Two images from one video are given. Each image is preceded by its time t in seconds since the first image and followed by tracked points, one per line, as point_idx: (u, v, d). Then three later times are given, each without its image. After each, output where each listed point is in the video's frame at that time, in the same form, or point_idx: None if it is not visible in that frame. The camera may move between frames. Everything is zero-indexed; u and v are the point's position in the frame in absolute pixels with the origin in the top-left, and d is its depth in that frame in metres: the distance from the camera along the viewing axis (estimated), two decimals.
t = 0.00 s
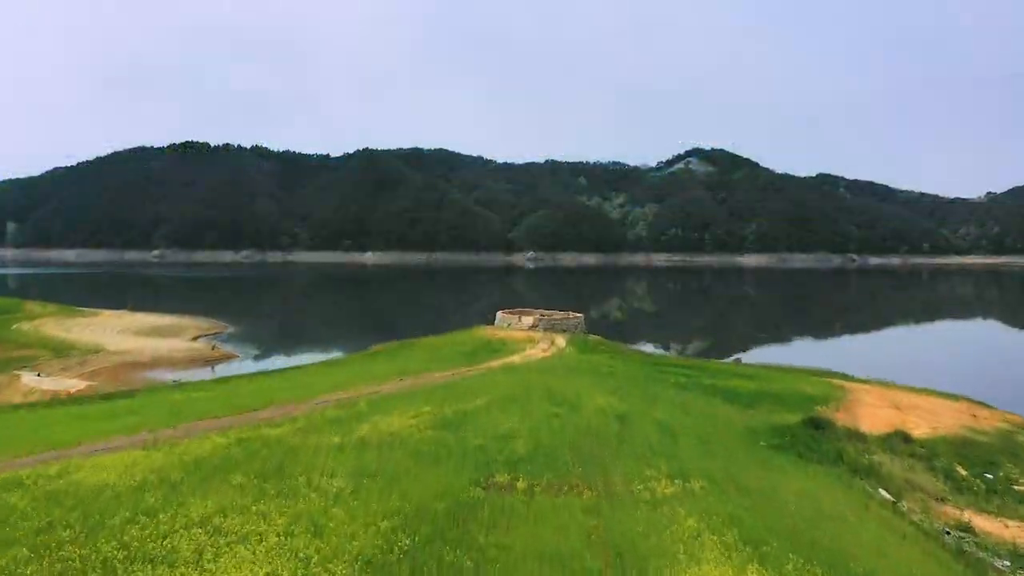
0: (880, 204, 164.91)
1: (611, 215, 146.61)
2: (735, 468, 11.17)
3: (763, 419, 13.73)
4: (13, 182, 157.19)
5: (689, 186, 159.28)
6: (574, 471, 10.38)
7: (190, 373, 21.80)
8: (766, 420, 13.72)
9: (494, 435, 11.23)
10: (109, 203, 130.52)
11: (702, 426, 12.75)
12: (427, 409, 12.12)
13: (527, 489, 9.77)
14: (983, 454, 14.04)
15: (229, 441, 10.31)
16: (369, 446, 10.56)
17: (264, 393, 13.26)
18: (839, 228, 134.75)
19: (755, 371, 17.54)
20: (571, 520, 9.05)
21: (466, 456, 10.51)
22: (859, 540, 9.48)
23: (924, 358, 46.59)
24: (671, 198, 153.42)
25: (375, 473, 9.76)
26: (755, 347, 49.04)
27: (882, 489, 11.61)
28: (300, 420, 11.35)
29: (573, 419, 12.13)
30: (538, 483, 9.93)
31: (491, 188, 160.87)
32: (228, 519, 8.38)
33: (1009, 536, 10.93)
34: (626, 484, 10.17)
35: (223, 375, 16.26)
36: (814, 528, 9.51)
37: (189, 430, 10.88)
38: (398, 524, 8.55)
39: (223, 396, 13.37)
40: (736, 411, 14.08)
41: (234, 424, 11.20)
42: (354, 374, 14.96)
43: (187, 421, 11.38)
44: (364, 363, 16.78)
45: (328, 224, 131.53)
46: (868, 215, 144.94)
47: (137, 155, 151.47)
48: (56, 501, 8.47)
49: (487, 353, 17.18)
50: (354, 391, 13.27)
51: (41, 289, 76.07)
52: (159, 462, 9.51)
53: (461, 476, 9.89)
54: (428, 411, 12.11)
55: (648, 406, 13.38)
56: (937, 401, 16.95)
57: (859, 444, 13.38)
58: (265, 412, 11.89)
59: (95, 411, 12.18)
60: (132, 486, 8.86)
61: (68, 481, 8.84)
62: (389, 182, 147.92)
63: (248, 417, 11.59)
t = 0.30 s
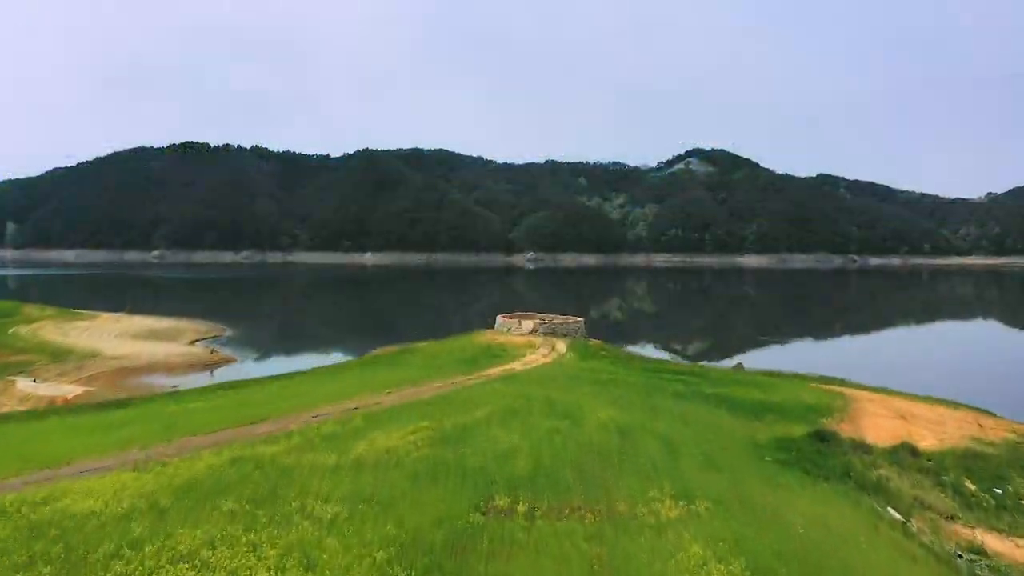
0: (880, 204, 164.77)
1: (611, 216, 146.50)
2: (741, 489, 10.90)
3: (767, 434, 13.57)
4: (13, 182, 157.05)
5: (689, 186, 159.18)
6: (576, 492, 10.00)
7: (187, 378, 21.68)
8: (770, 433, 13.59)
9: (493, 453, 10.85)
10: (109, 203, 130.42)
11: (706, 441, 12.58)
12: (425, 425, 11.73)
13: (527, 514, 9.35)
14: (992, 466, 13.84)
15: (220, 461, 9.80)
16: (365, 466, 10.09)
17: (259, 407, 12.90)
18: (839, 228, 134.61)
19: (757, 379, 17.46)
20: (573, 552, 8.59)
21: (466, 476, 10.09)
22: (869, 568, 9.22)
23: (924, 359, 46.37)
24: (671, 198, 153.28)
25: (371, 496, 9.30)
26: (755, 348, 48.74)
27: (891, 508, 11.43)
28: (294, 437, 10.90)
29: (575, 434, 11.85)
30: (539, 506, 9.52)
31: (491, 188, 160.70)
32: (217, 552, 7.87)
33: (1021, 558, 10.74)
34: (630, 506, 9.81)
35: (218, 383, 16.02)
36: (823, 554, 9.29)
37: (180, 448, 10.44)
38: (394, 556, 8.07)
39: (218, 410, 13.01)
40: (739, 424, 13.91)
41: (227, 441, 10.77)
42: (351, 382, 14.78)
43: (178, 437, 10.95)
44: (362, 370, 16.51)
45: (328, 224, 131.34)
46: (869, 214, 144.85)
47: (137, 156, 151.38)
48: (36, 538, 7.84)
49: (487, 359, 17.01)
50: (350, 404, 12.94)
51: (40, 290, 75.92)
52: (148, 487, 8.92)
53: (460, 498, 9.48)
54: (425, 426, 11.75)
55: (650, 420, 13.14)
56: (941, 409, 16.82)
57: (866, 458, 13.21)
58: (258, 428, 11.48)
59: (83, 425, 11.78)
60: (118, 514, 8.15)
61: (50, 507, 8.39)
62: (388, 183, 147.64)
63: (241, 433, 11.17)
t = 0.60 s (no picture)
0: (880, 205, 164.69)
1: (611, 216, 146.59)
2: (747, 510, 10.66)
3: (770, 448, 13.42)
4: (13, 183, 156.69)
5: (689, 186, 159.04)
6: (579, 515, 9.74)
7: (184, 384, 21.44)
8: (772, 446, 13.48)
9: (494, 473, 10.52)
10: (109, 203, 130.26)
11: (707, 456, 12.41)
12: (424, 441, 11.45)
13: (528, 539, 9.03)
14: (999, 479, 13.67)
15: (213, 482, 9.49)
16: (362, 487, 9.80)
17: (261, 416, 12.72)
18: (839, 228, 134.65)
19: (758, 387, 17.42)
20: None
21: (466, 497, 9.81)
22: None
23: (926, 360, 46.11)
24: (671, 198, 153.25)
25: (367, 520, 9.01)
26: (756, 349, 48.63)
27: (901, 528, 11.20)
28: (290, 454, 10.61)
29: (576, 450, 11.59)
30: (541, 529, 9.26)
31: (491, 188, 160.56)
32: None
33: None
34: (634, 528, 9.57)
35: (214, 392, 15.80)
36: None
37: (173, 467, 10.16)
38: None
39: (213, 424, 12.73)
40: (743, 436, 13.77)
41: (221, 459, 10.49)
42: (349, 394, 14.54)
43: (171, 454, 10.67)
44: (361, 379, 16.29)
45: (328, 225, 131.20)
46: (869, 215, 144.88)
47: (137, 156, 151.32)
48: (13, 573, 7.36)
49: (488, 367, 16.83)
50: (347, 416, 12.68)
51: (40, 291, 75.49)
52: (138, 511, 8.60)
53: (459, 521, 9.22)
54: (424, 442, 11.48)
55: (652, 434, 12.94)
56: (945, 418, 16.72)
57: (871, 472, 13.08)
58: (253, 444, 11.20)
59: (75, 440, 11.48)
60: (104, 543, 7.85)
61: (31, 534, 7.93)
62: (388, 183, 147.56)
63: (236, 449, 10.89)
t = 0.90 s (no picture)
0: (881, 205, 164.41)
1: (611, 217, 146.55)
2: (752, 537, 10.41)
3: (776, 463, 13.12)
4: (14, 183, 156.82)
5: (689, 187, 158.76)
6: (579, 542, 9.49)
7: (182, 390, 21.33)
8: (779, 462, 13.15)
9: (492, 494, 10.20)
10: (109, 204, 130.35)
11: (713, 474, 12.08)
12: (422, 458, 11.09)
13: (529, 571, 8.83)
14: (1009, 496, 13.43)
15: (203, 508, 9.15)
16: (358, 511, 9.44)
17: (255, 432, 12.37)
18: (839, 228, 134.43)
19: (764, 397, 17.17)
20: None
21: (465, 522, 9.51)
22: None
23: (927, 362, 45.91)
24: (671, 198, 153.13)
25: (362, 551, 8.69)
26: (755, 350, 48.46)
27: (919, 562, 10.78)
28: (284, 474, 10.27)
29: (578, 469, 11.26)
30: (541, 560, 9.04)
31: (491, 188, 160.31)
32: None
33: None
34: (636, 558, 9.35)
35: (209, 400, 15.56)
36: None
37: (164, 489, 9.83)
38: None
39: (205, 439, 12.37)
40: (748, 453, 13.45)
41: (213, 480, 10.14)
42: (347, 405, 14.25)
43: (161, 474, 10.31)
44: (359, 388, 16.01)
45: (327, 225, 130.97)
46: (869, 215, 144.63)
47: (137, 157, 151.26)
48: None
49: (488, 375, 16.57)
50: (344, 431, 12.32)
51: (39, 292, 75.54)
52: (126, 543, 8.28)
53: (456, 552, 8.95)
54: (423, 458, 11.14)
55: (655, 449, 12.62)
56: (954, 430, 16.45)
57: (881, 488, 12.71)
58: (247, 462, 10.85)
59: (65, 457, 11.16)
60: None
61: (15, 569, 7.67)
62: (388, 184, 147.43)
63: (229, 468, 10.53)
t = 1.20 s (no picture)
0: (881, 206, 164.63)
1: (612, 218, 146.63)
2: (781, 544, 9.81)
3: (783, 477, 12.77)
4: (15, 186, 157.15)
5: (689, 188, 158.83)
6: (608, 539, 8.81)
7: (179, 397, 21.18)
8: (786, 476, 12.79)
9: (495, 495, 9.77)
10: (109, 205, 130.52)
11: (720, 487, 11.67)
12: (421, 467, 10.67)
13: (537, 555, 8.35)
14: None
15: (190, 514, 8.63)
16: (357, 507, 8.94)
17: (246, 450, 11.92)
18: (839, 228, 134.43)
19: (766, 410, 16.99)
20: None
21: (470, 514, 9.01)
22: None
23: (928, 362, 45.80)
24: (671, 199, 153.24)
25: (361, 536, 8.18)
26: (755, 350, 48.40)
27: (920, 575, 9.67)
28: (277, 483, 9.82)
29: (583, 478, 10.86)
30: (576, 551, 8.28)
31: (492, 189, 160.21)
32: None
33: None
34: (667, 553, 8.68)
35: (194, 418, 14.99)
36: None
37: (154, 513, 8.90)
38: None
39: (197, 456, 11.91)
40: (754, 467, 13.10)
41: (209, 500, 9.30)
42: (342, 419, 13.94)
43: (147, 487, 9.81)
44: (351, 401, 15.55)
45: (327, 225, 130.82)
46: (869, 216, 144.73)
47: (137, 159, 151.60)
48: None
49: (485, 385, 16.27)
50: (339, 448, 11.92)
51: (41, 293, 75.69)
52: (125, 560, 7.25)
53: (460, 532, 8.44)
54: (427, 471, 10.52)
55: (656, 465, 12.16)
56: (961, 442, 16.20)
57: (887, 506, 12.01)
58: (241, 483, 10.08)
59: (40, 488, 10.26)
60: (71, 563, 7.10)
61: None
62: (388, 185, 147.51)
63: (223, 490, 9.75)
